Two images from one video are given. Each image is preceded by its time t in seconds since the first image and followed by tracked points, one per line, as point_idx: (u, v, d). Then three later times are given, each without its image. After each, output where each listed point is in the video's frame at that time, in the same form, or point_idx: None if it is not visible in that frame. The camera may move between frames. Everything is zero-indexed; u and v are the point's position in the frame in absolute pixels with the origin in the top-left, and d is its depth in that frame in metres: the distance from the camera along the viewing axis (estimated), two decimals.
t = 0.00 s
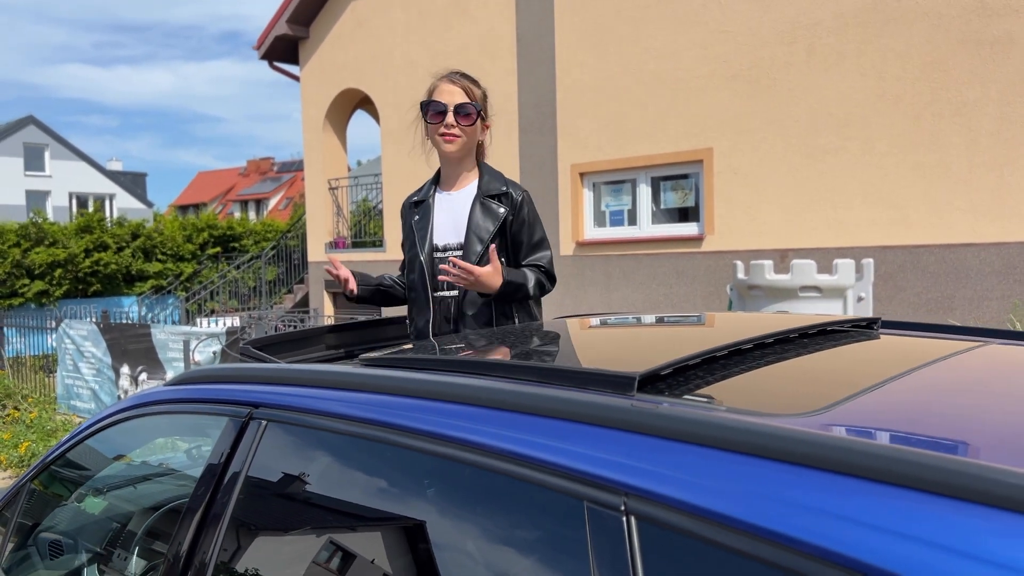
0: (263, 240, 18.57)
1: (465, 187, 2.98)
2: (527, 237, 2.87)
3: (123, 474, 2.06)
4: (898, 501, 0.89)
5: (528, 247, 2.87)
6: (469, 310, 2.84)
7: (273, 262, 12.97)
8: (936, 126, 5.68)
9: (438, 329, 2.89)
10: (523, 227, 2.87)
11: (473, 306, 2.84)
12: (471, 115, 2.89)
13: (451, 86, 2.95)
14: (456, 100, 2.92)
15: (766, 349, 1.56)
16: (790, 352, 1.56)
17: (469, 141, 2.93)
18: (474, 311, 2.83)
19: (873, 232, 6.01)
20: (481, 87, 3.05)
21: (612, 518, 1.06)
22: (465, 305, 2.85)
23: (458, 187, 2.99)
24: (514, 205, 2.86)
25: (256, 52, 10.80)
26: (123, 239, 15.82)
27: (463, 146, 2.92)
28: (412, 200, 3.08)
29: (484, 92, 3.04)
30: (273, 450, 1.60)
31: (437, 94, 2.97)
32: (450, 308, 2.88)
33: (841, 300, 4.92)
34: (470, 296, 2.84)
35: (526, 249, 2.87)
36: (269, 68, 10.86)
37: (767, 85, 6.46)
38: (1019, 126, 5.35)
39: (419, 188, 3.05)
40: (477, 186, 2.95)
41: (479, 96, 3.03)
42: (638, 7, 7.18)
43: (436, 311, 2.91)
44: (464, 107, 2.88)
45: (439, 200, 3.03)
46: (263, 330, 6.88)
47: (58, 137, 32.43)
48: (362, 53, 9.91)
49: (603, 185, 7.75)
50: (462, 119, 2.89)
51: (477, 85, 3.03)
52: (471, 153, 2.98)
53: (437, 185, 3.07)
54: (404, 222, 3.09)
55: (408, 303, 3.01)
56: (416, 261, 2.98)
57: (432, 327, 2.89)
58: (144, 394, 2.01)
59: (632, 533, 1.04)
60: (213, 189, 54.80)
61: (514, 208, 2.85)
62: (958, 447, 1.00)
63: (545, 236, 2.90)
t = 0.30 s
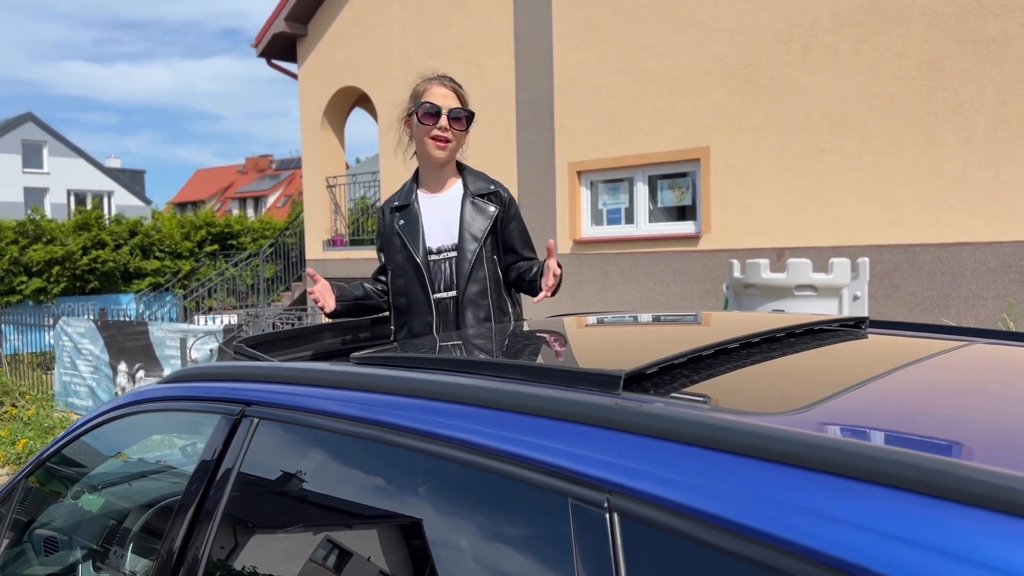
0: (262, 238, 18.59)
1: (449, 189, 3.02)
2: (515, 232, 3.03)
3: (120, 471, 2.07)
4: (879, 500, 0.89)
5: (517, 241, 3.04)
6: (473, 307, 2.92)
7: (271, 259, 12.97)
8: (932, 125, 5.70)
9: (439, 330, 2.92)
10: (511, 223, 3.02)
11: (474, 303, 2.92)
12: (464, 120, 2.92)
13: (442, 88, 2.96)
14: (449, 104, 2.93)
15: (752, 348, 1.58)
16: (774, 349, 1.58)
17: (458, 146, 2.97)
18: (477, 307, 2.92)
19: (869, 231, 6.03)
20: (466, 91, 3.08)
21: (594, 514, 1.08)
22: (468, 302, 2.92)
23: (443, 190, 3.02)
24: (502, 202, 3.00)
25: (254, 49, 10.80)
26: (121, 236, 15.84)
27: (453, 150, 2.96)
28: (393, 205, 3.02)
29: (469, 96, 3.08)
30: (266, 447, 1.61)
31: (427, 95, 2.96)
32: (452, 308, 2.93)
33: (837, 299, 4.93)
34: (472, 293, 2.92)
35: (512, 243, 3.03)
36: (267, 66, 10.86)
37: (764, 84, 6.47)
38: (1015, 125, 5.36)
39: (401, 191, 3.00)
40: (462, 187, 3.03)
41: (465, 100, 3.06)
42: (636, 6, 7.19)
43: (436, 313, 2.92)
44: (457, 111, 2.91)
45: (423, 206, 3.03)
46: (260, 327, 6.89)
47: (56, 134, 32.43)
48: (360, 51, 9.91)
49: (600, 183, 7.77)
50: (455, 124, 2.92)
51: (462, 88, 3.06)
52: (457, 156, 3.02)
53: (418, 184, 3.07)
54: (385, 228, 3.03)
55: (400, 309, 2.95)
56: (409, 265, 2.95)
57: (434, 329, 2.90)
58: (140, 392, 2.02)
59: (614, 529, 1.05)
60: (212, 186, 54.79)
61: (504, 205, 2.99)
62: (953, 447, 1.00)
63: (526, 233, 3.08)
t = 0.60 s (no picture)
0: (262, 234, 18.61)
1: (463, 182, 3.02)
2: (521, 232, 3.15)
3: (118, 467, 2.07)
4: (878, 498, 0.90)
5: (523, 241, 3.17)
6: (491, 301, 2.97)
7: (270, 256, 12.97)
8: (930, 124, 5.71)
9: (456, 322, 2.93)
10: (519, 222, 3.13)
11: (491, 296, 2.98)
12: (469, 112, 2.92)
13: (443, 84, 2.96)
14: (451, 99, 2.93)
15: (745, 345, 1.59)
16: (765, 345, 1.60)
17: (466, 139, 2.98)
18: (493, 302, 2.98)
19: (867, 228, 6.04)
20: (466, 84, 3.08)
21: (590, 509, 1.09)
22: (488, 296, 2.96)
23: (457, 183, 3.03)
24: (513, 201, 3.10)
25: (254, 46, 10.80)
26: (120, 232, 15.85)
27: (462, 143, 2.97)
28: (404, 196, 2.95)
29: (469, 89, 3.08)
30: (265, 442, 1.62)
31: (429, 92, 2.96)
32: (470, 301, 2.95)
33: (834, 297, 4.94)
34: (491, 287, 2.97)
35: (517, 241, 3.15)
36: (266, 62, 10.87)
37: (763, 82, 6.48)
38: (1013, 123, 5.37)
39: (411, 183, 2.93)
40: (473, 184, 3.05)
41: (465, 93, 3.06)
42: (636, 4, 7.19)
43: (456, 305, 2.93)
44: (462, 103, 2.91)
45: (435, 198, 2.99)
46: (259, 324, 6.90)
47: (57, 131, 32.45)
48: (359, 47, 9.91)
49: (600, 181, 7.78)
50: (461, 117, 2.92)
51: (462, 81, 3.06)
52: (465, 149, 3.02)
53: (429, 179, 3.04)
54: (394, 219, 2.93)
55: (412, 301, 2.91)
56: (427, 256, 2.92)
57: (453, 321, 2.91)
58: (140, 387, 2.03)
59: (607, 522, 1.06)
60: (211, 183, 54.79)
61: (515, 205, 3.09)
62: (950, 444, 1.01)
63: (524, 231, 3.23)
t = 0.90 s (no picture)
0: (263, 229, 18.61)
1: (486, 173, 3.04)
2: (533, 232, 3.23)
3: (121, 459, 2.08)
4: (880, 484, 0.91)
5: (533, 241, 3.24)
6: (508, 294, 3.02)
7: (271, 252, 12.98)
8: (932, 119, 5.71)
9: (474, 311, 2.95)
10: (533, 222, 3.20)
11: (507, 290, 3.03)
12: (488, 102, 2.93)
13: (462, 76, 2.97)
14: (471, 91, 2.95)
15: (748, 336, 1.60)
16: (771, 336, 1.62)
17: (487, 129, 2.99)
18: (509, 295, 3.03)
19: (869, 224, 6.04)
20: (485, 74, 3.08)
21: (594, 496, 1.09)
22: (505, 289, 3.01)
23: (481, 175, 3.05)
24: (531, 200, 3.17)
25: (255, 41, 10.79)
26: (121, 227, 15.86)
27: (484, 134, 2.98)
28: (429, 181, 2.95)
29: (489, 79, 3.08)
30: (270, 432, 1.63)
31: (448, 86, 2.98)
32: (489, 291, 2.99)
33: (836, 292, 4.95)
34: (509, 281, 3.02)
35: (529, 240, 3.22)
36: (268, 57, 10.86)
37: (765, 77, 6.47)
38: (1016, 120, 5.37)
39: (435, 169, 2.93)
40: (495, 179, 3.09)
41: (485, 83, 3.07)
42: None
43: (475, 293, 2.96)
44: (480, 94, 2.92)
45: (460, 187, 3.00)
46: (261, 318, 6.90)
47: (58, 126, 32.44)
48: (361, 42, 9.90)
49: (601, 176, 7.77)
50: (479, 108, 2.93)
51: (481, 72, 3.06)
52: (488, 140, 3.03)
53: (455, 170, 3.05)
54: (418, 202, 2.93)
55: (432, 287, 2.92)
56: (450, 243, 2.94)
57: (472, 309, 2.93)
58: (142, 378, 2.04)
59: (611, 510, 1.07)
60: (213, 178, 54.75)
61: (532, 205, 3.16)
62: (952, 434, 1.01)
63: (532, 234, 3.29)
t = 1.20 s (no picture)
0: (264, 224, 18.61)
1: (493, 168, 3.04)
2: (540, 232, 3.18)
3: (122, 450, 2.09)
4: (881, 470, 0.91)
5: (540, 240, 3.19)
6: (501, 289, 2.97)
7: (273, 246, 12.98)
8: (934, 115, 5.70)
9: (463, 303, 2.93)
10: (540, 221, 3.15)
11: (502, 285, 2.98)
12: (493, 97, 2.91)
13: (468, 72, 2.96)
14: (477, 86, 2.94)
15: (748, 326, 1.60)
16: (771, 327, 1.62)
17: (493, 124, 2.98)
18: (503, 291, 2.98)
19: (870, 220, 6.04)
20: (495, 67, 3.06)
21: (593, 483, 1.10)
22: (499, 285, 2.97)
23: (487, 169, 3.05)
24: (540, 199, 3.12)
25: (256, 36, 10.77)
26: (122, 222, 15.86)
27: (490, 129, 2.97)
28: (433, 171, 2.99)
29: (499, 73, 3.05)
30: (271, 422, 1.63)
31: (455, 82, 2.98)
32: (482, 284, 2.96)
33: (836, 287, 4.94)
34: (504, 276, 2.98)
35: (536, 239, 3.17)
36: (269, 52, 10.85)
37: (767, 72, 6.46)
38: (1017, 115, 5.37)
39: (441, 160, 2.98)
40: (503, 173, 3.07)
41: (495, 77, 3.04)
42: None
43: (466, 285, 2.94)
44: (484, 90, 2.90)
45: (465, 178, 3.02)
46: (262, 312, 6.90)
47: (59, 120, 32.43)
48: (362, 37, 9.89)
49: (602, 171, 7.76)
50: (485, 103, 2.92)
51: (491, 66, 3.04)
52: (495, 134, 3.03)
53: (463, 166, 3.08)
54: (420, 190, 2.98)
55: (425, 273, 2.94)
56: (447, 232, 2.95)
57: (461, 300, 2.91)
58: (144, 368, 2.04)
59: (611, 497, 1.07)
60: (214, 173, 54.74)
61: (541, 203, 3.11)
62: (952, 423, 1.02)
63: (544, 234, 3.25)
